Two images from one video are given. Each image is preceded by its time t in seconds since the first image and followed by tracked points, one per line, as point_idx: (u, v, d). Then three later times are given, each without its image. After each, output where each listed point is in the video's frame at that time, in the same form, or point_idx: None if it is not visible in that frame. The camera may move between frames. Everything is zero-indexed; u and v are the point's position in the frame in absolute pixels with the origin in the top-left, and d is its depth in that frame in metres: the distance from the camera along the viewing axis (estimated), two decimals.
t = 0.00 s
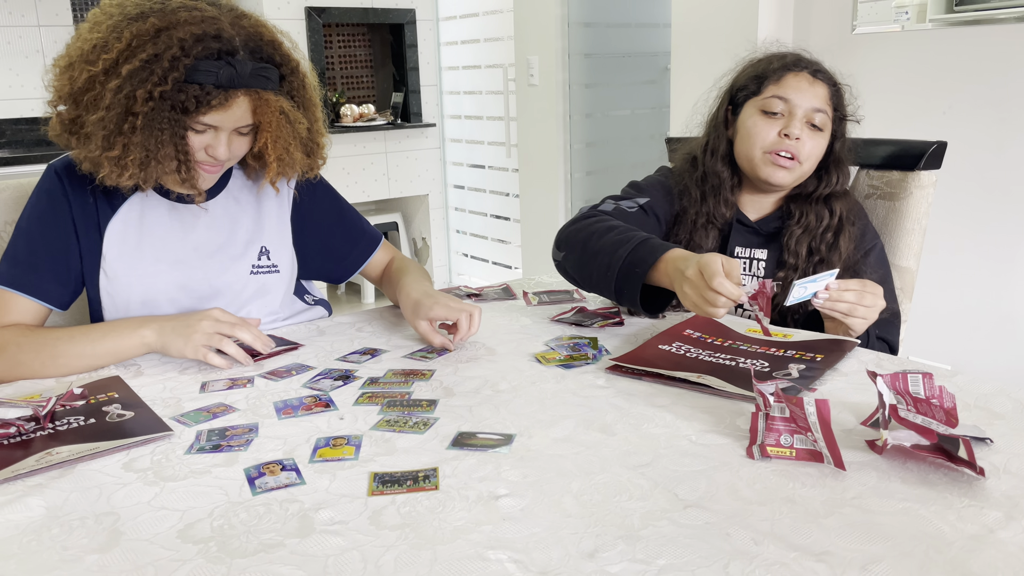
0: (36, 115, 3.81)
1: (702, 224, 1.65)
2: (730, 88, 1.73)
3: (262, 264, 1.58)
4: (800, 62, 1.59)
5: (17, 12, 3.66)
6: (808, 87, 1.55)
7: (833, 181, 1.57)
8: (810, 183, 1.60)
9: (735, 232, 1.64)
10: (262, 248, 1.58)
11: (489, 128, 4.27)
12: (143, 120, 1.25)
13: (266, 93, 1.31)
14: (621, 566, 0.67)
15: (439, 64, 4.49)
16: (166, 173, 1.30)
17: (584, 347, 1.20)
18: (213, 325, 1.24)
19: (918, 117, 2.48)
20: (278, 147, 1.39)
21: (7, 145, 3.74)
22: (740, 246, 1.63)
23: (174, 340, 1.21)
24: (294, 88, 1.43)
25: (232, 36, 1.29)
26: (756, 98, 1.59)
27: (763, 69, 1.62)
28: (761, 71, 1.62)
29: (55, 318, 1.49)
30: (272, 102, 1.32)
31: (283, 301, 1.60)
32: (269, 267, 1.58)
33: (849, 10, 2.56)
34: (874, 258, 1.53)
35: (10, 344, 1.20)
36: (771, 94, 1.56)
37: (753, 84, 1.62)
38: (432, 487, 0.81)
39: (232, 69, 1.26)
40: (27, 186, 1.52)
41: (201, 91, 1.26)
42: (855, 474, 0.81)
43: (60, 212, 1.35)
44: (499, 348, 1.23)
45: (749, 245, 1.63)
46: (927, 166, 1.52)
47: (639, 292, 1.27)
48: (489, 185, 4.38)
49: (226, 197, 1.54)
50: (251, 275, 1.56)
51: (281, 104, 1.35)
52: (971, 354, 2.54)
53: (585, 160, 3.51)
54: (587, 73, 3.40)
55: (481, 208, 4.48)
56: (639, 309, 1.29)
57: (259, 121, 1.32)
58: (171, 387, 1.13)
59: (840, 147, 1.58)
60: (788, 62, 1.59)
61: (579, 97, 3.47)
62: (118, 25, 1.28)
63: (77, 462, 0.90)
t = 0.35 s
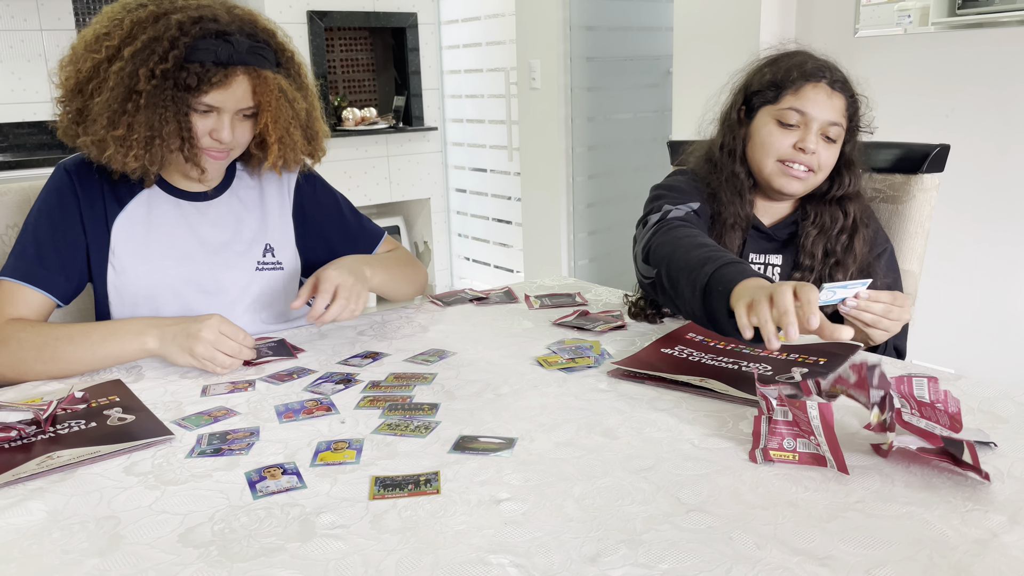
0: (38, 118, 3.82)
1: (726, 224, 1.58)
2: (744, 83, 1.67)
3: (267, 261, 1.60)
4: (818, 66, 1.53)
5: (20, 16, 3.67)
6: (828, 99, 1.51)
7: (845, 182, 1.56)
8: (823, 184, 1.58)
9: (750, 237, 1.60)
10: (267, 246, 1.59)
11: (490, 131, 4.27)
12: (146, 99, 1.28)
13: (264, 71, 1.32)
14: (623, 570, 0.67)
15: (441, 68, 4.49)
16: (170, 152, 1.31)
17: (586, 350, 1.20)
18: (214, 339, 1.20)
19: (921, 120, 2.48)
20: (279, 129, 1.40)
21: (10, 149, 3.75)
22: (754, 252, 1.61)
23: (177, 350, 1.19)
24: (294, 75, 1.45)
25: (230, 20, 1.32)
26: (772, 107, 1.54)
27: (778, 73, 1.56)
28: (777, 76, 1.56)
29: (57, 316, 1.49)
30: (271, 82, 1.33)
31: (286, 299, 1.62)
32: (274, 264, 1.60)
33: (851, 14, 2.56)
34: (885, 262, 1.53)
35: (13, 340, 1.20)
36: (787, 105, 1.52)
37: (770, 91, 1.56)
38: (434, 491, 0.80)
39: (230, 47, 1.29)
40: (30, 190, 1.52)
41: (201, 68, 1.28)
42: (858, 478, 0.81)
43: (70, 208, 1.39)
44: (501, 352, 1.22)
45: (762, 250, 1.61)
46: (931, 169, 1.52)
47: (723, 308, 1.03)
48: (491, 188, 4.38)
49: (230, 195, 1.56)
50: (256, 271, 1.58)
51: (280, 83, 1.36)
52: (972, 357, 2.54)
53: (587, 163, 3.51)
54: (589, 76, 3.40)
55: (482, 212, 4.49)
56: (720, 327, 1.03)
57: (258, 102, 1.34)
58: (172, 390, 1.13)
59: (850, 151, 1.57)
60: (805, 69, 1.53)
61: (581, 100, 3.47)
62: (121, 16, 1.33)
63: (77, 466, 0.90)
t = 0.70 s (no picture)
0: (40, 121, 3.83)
1: (712, 225, 1.60)
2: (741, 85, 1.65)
3: (273, 263, 1.61)
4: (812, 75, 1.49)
5: (22, 19, 3.68)
6: (816, 109, 1.47)
7: (843, 185, 1.54)
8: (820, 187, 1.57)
9: (743, 238, 1.59)
10: (273, 247, 1.61)
11: (491, 133, 4.27)
12: (161, 65, 1.40)
13: (261, 37, 1.51)
14: (624, 573, 0.66)
15: (442, 71, 4.50)
16: (189, 113, 1.40)
17: (587, 352, 1.20)
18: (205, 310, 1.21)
19: (921, 122, 2.48)
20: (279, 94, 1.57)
21: (12, 151, 3.75)
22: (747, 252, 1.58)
23: (171, 333, 1.21)
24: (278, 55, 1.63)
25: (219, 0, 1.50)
26: (763, 115, 1.51)
27: (771, 81, 1.52)
28: (769, 83, 1.53)
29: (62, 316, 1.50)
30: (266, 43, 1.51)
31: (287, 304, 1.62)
32: (280, 266, 1.61)
33: (852, 16, 2.56)
34: (881, 262, 1.51)
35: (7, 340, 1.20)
36: (777, 115, 1.49)
37: (762, 96, 1.53)
38: (434, 493, 0.80)
39: (227, 13, 1.45)
40: (35, 192, 1.53)
41: (206, 33, 1.43)
42: (861, 480, 0.81)
43: (75, 214, 1.39)
44: (502, 354, 1.22)
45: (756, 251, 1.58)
46: (933, 171, 1.52)
47: (687, 284, 1.28)
48: (492, 191, 4.38)
49: (234, 198, 1.58)
50: (262, 273, 1.59)
51: (272, 49, 1.54)
52: (974, 359, 2.54)
53: (588, 165, 3.50)
54: (590, 78, 3.41)
55: (483, 214, 4.49)
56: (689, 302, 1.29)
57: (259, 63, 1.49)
58: (173, 393, 1.12)
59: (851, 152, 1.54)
60: (794, 74, 1.50)
61: (582, 102, 3.47)
62: (117, 11, 1.47)
63: (78, 468, 0.89)
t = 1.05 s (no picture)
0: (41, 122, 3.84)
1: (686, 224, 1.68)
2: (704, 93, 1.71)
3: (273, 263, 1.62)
4: (759, 76, 1.53)
5: (24, 20, 3.69)
6: (764, 107, 1.51)
7: (812, 180, 1.58)
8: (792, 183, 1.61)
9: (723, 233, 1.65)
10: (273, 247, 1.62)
11: (492, 134, 4.28)
12: (167, 80, 1.40)
13: (267, 50, 1.50)
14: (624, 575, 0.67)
15: (442, 72, 4.50)
16: (194, 128, 1.41)
17: (588, 354, 1.20)
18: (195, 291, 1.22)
19: (921, 124, 2.48)
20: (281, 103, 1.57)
21: (13, 152, 3.76)
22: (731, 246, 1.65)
23: (162, 313, 1.23)
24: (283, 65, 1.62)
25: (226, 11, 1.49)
26: (718, 119, 1.56)
27: (726, 84, 1.58)
28: (723, 88, 1.58)
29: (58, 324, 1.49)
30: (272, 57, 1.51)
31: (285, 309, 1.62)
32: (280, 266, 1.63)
33: (852, 17, 2.56)
34: (864, 256, 1.53)
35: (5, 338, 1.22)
36: (729, 117, 1.54)
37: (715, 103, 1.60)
38: (435, 494, 0.80)
39: (235, 26, 1.45)
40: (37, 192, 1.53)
41: (213, 47, 1.42)
42: (860, 482, 0.81)
43: (73, 215, 1.39)
44: (503, 355, 1.23)
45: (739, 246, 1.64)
46: (932, 172, 1.53)
47: (630, 281, 1.45)
48: (492, 192, 4.38)
49: (234, 198, 1.60)
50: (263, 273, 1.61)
51: (278, 60, 1.53)
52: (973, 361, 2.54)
53: (589, 166, 3.50)
54: (590, 80, 3.41)
55: (484, 215, 4.49)
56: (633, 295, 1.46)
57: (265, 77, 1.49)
58: (174, 394, 1.13)
59: (822, 145, 1.58)
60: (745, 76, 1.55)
61: (582, 104, 3.47)
62: (123, 20, 1.46)
63: (80, 469, 0.90)
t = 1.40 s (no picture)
0: (41, 122, 3.83)
1: (677, 228, 1.67)
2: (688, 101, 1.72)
3: (272, 281, 1.62)
4: (735, 83, 1.53)
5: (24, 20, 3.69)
6: (743, 114, 1.51)
7: (799, 178, 1.59)
8: (779, 183, 1.61)
9: (716, 233, 1.66)
10: (273, 266, 1.62)
11: (491, 135, 4.28)
12: (181, 90, 1.40)
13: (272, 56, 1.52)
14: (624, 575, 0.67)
15: (442, 72, 4.50)
16: (212, 136, 1.42)
17: (587, 354, 1.21)
18: (209, 327, 1.23)
19: (920, 124, 2.48)
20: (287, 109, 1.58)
21: (14, 153, 3.76)
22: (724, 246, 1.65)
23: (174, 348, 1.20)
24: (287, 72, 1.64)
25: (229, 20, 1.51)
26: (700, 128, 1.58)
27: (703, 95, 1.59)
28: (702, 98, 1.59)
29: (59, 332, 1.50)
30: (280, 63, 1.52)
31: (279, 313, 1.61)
32: (280, 284, 1.63)
33: (852, 17, 2.56)
34: (858, 252, 1.53)
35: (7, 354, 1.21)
36: (710, 127, 1.55)
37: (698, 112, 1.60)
38: (435, 495, 0.80)
39: (241, 34, 1.47)
40: (37, 192, 1.53)
41: (223, 55, 1.44)
42: (860, 482, 0.81)
43: (74, 227, 1.40)
44: (503, 356, 1.23)
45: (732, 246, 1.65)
46: (932, 171, 1.52)
47: (618, 293, 1.44)
48: (492, 192, 4.38)
49: (236, 214, 1.59)
50: (263, 292, 1.61)
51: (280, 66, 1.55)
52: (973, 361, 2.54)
53: (589, 167, 3.50)
54: (591, 80, 3.41)
55: (483, 215, 4.49)
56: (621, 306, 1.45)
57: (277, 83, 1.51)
58: (175, 394, 1.13)
59: (808, 143, 1.58)
60: (722, 85, 1.55)
61: (582, 104, 3.47)
62: (127, 37, 1.47)
63: (81, 469, 0.90)
